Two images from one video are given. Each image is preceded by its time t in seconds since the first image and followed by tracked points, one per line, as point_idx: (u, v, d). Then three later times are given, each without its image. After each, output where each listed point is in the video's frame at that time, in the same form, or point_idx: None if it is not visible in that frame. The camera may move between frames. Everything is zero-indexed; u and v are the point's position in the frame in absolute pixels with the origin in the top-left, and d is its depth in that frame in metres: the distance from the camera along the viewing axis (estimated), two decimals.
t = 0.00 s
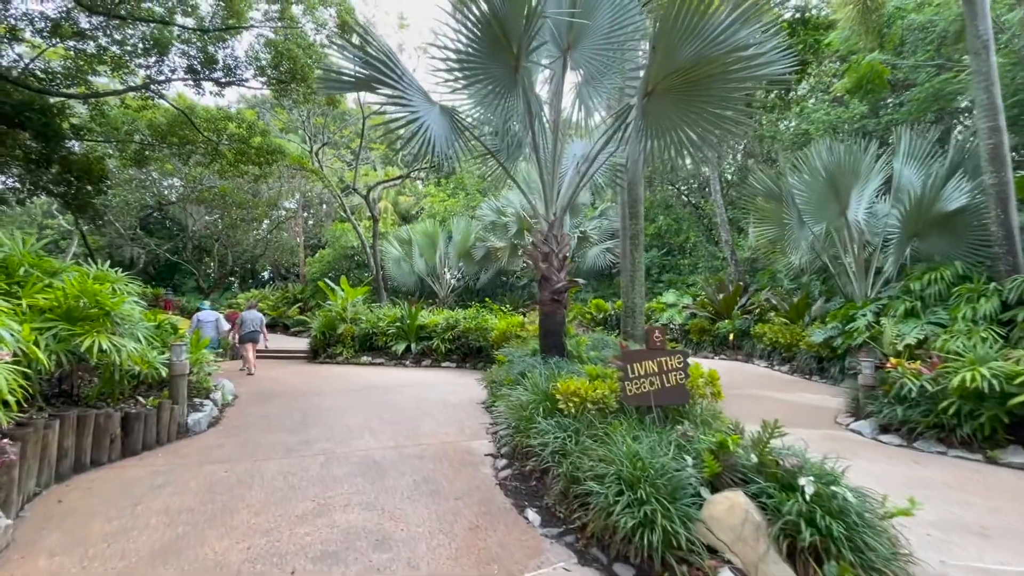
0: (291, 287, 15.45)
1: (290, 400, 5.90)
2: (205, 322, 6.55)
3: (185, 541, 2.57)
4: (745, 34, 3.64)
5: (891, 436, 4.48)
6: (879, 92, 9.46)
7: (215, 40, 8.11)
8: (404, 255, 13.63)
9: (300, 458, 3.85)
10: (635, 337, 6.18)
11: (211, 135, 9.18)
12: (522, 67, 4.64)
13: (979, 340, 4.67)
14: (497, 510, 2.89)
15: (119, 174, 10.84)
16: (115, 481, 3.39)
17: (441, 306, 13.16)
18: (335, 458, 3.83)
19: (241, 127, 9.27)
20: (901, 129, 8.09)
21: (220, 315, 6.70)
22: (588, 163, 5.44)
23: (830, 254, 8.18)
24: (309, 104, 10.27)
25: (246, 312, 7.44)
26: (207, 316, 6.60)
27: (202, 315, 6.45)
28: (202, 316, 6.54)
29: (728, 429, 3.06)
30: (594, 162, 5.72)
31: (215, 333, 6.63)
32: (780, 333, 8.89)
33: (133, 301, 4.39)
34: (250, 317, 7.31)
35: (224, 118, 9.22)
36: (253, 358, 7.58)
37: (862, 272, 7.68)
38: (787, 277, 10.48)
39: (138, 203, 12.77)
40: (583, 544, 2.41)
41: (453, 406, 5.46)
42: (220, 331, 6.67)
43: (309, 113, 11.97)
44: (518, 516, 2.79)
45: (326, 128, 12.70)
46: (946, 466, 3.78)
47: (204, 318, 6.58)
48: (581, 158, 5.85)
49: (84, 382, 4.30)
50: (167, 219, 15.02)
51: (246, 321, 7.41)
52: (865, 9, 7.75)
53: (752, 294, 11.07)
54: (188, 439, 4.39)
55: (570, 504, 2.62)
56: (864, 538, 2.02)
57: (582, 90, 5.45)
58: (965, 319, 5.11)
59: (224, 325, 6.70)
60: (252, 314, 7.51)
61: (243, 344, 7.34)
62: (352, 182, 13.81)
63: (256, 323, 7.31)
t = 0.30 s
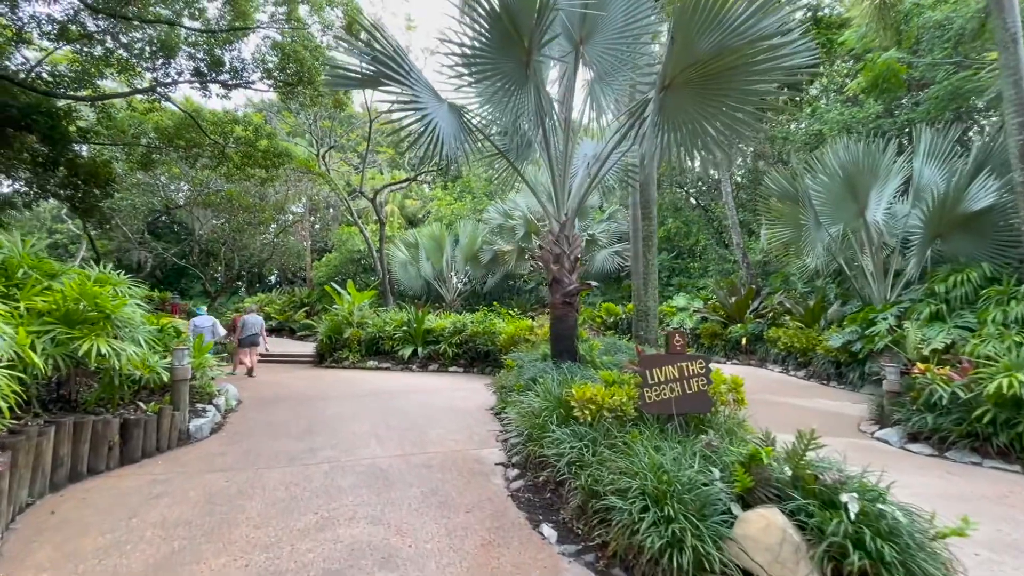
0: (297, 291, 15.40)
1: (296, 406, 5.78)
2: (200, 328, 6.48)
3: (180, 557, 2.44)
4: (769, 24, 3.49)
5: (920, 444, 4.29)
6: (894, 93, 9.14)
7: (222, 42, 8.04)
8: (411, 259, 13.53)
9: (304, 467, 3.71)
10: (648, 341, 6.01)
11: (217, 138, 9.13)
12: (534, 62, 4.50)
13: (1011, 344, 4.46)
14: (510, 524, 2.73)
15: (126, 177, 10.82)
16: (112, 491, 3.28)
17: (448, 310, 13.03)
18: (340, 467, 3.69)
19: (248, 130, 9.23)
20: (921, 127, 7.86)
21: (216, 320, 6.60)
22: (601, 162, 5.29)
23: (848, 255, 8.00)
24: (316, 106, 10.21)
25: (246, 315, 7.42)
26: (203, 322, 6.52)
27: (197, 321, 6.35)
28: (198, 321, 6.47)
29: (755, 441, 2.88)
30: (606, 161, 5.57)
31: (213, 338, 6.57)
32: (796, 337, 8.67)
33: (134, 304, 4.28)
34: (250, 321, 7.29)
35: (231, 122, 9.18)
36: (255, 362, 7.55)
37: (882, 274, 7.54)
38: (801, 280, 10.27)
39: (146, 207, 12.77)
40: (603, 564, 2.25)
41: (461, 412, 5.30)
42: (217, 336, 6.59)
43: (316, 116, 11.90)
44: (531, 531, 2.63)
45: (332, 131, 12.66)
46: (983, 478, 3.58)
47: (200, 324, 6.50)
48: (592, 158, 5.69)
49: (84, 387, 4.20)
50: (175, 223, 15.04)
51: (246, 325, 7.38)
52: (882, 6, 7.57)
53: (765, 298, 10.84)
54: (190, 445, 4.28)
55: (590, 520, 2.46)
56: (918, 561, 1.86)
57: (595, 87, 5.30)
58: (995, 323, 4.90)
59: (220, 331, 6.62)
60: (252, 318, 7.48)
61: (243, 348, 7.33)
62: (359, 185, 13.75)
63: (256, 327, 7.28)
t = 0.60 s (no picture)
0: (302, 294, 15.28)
1: (296, 412, 5.61)
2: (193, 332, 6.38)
3: None
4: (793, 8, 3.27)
5: (953, 455, 4.05)
6: (911, 92, 8.87)
7: (224, 42, 7.90)
8: (416, 262, 13.37)
9: (301, 477, 3.54)
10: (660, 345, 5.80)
11: (220, 139, 9.03)
12: (542, 54, 4.32)
13: None
14: (519, 543, 2.54)
15: (130, 179, 10.75)
16: (98, 503, 3.12)
17: (453, 313, 12.85)
18: (339, 478, 3.52)
19: (251, 132, 9.12)
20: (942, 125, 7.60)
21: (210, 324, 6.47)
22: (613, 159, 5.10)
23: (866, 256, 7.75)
24: (320, 107, 10.09)
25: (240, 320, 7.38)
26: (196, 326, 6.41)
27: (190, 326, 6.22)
28: (191, 325, 6.37)
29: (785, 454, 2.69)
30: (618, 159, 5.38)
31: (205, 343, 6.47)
32: (811, 341, 8.41)
33: (128, 306, 4.12)
34: (244, 326, 7.25)
35: (234, 123, 9.08)
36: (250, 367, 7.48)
37: (901, 275, 7.29)
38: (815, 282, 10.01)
39: (151, 210, 12.71)
40: None
41: (467, 419, 5.11)
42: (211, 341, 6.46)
43: (320, 118, 11.78)
44: (542, 552, 2.43)
45: (337, 133, 12.55)
46: None
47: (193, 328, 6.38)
48: (601, 155, 5.49)
49: (75, 393, 4.05)
50: (180, 226, 14.98)
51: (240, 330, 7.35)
52: None
53: (778, 300, 10.59)
54: (185, 454, 4.12)
55: (606, 541, 2.26)
56: None
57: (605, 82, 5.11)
58: None
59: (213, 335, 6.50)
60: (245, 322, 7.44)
61: (236, 353, 7.28)
62: (364, 187, 13.63)
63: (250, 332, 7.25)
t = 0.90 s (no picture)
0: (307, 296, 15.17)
1: (297, 414, 5.46)
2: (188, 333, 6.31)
3: None
4: None
5: (988, 462, 3.83)
6: (930, 87, 8.60)
7: (227, 39, 7.75)
8: (421, 262, 13.23)
9: (300, 484, 3.37)
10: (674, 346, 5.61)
11: (224, 138, 8.91)
12: (552, 41, 4.14)
13: None
14: (530, 559, 2.36)
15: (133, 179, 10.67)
16: (86, 511, 2.97)
17: (459, 314, 12.68)
18: (340, 485, 3.35)
19: (254, 131, 9.00)
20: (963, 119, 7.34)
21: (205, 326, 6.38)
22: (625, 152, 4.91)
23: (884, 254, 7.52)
24: (325, 106, 9.97)
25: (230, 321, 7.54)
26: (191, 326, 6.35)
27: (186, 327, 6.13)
28: (186, 326, 6.31)
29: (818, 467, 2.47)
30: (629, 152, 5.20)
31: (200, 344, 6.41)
32: (827, 342, 8.17)
33: (122, 306, 3.97)
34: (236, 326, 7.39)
35: (238, 123, 8.96)
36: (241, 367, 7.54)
37: (922, 272, 7.09)
38: (830, 281, 9.77)
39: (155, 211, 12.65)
40: None
41: (474, 422, 4.93)
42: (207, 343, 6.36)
43: (324, 117, 11.66)
44: (556, 569, 2.25)
45: (342, 133, 12.45)
46: None
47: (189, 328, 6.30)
48: (611, 149, 5.30)
49: (68, 395, 3.91)
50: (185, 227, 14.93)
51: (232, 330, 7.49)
52: None
53: (790, 300, 10.36)
54: (182, 458, 3.97)
55: (628, 560, 2.07)
56: None
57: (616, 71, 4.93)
58: None
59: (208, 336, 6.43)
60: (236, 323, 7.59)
61: (227, 353, 7.38)
62: (369, 187, 13.51)
63: (241, 332, 7.40)
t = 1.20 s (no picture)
0: (312, 296, 15.06)
1: (301, 417, 5.32)
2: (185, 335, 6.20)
3: None
4: None
5: None
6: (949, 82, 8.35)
7: (230, 36, 7.62)
8: (427, 263, 13.09)
9: (302, 492, 3.22)
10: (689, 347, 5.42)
11: (227, 137, 8.79)
12: (566, 29, 3.96)
13: None
14: None
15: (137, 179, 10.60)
16: (78, 522, 2.83)
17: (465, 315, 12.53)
18: (344, 493, 3.19)
19: (258, 129, 8.88)
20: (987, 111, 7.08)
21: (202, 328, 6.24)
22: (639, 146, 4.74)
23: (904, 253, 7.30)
24: (329, 105, 9.84)
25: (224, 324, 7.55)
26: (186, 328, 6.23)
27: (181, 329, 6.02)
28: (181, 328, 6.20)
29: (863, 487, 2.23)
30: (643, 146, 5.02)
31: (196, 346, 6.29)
32: (843, 343, 7.94)
33: (120, 307, 3.82)
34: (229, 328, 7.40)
35: (242, 122, 8.84)
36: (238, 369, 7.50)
37: (942, 271, 6.88)
38: (845, 280, 9.54)
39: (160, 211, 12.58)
40: None
41: (482, 426, 4.77)
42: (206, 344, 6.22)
43: (328, 116, 11.54)
44: None
45: (346, 132, 12.33)
46: None
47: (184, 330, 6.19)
48: (624, 144, 5.12)
49: (63, 399, 3.77)
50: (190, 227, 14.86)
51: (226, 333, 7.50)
52: None
53: (803, 300, 10.12)
54: (182, 464, 3.83)
55: None
56: None
57: (630, 63, 4.75)
58: None
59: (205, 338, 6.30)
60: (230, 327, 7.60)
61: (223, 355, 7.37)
62: (374, 186, 13.39)
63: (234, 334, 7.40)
